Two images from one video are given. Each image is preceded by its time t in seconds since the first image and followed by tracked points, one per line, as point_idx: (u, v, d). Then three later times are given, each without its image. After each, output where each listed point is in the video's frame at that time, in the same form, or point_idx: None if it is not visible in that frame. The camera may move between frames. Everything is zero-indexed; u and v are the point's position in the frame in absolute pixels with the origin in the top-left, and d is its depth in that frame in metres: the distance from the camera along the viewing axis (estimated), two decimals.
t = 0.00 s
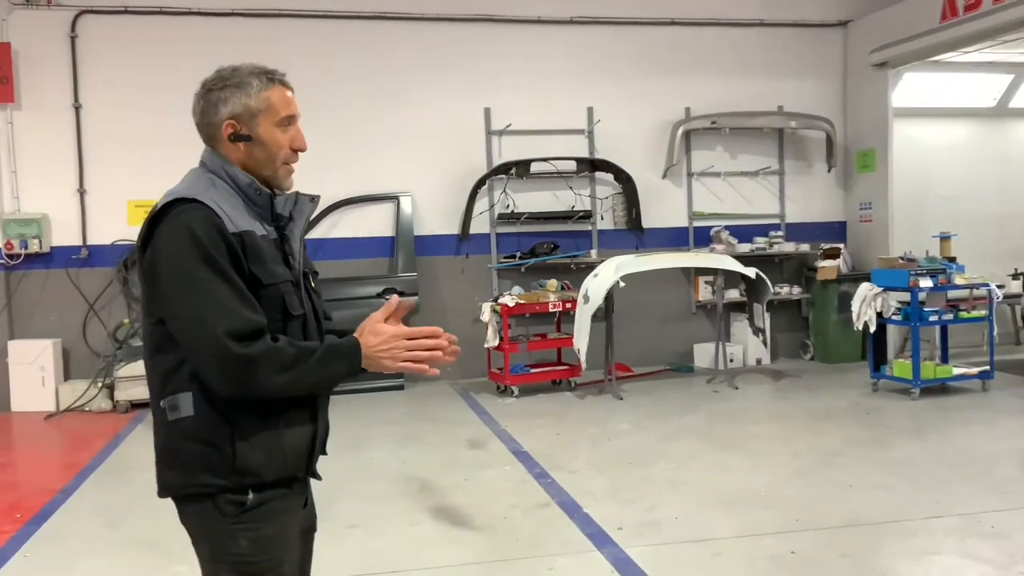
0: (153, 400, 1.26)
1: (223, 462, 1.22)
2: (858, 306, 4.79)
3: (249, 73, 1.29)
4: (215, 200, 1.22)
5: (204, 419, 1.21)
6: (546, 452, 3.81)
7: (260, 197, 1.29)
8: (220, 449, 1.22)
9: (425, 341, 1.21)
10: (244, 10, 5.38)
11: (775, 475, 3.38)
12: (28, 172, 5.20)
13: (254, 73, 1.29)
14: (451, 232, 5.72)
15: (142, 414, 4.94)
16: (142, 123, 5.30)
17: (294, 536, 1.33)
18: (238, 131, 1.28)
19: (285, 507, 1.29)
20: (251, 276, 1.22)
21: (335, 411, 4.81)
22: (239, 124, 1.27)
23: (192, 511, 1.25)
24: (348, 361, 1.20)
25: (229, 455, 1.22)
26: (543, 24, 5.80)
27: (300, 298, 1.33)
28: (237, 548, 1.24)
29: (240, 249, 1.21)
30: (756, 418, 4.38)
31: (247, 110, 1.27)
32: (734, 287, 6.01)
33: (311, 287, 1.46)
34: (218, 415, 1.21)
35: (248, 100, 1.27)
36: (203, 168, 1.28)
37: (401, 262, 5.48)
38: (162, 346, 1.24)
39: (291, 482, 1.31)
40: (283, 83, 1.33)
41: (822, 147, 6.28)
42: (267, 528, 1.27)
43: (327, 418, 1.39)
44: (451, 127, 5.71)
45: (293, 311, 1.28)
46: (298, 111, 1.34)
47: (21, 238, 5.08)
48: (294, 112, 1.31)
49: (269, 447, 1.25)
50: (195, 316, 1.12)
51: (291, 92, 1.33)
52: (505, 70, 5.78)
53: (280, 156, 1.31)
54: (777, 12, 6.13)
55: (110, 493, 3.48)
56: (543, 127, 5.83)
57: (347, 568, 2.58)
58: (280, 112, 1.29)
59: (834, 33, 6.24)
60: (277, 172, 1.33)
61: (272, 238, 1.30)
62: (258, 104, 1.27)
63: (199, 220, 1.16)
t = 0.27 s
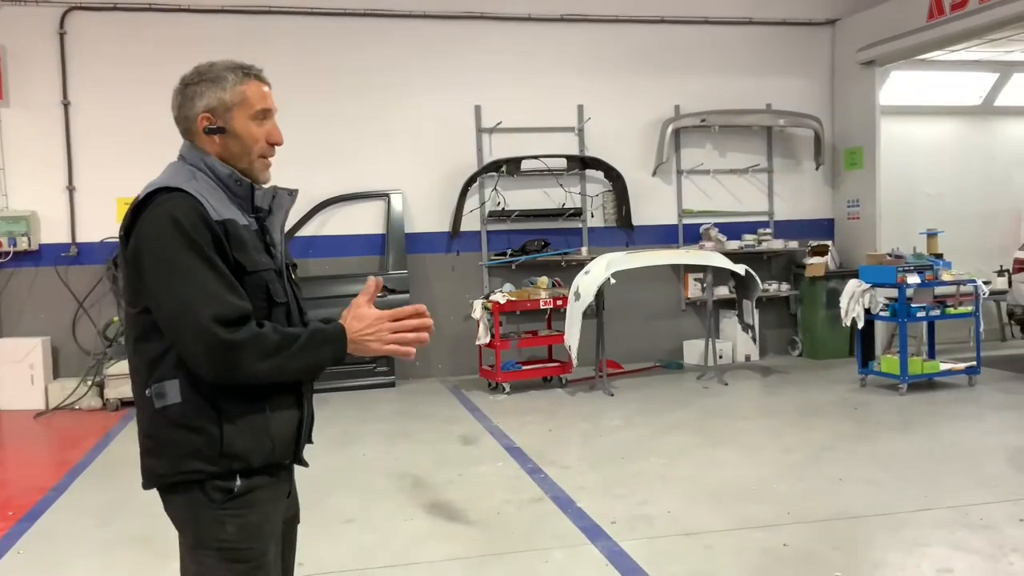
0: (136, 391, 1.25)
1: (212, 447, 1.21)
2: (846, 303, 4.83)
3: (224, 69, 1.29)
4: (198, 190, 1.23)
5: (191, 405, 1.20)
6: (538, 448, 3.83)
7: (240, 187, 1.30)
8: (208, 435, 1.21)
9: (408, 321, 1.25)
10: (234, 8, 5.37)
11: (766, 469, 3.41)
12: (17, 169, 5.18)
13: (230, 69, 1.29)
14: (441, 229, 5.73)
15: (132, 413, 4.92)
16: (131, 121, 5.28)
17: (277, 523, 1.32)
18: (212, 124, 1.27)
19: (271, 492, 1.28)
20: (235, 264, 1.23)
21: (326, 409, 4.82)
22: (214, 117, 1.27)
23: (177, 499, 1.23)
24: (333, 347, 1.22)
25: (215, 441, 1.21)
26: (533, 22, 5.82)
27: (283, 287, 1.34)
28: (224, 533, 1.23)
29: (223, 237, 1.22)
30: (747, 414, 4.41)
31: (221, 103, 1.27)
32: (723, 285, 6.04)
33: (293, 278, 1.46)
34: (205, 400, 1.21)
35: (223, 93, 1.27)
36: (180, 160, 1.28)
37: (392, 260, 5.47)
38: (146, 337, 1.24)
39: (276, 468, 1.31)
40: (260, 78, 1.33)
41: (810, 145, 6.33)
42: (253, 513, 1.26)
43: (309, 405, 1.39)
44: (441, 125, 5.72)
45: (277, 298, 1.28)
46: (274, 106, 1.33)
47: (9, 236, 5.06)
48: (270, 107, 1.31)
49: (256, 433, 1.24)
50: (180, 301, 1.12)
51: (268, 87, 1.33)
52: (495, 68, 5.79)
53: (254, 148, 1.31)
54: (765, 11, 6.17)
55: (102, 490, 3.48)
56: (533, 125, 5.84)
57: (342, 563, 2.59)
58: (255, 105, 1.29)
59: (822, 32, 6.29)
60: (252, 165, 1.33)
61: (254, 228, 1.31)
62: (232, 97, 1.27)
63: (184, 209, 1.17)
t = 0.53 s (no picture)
0: (139, 396, 1.23)
1: (225, 446, 1.20)
2: (844, 300, 4.87)
3: (191, 59, 1.27)
4: (185, 185, 1.20)
5: (202, 405, 1.19)
6: (537, 446, 3.84)
7: (224, 180, 1.27)
8: (222, 434, 1.20)
9: (407, 296, 1.28)
10: (232, 7, 5.37)
11: (765, 467, 3.42)
12: (15, 168, 5.18)
13: (198, 59, 1.27)
14: (440, 228, 5.74)
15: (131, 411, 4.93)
16: (130, 119, 5.28)
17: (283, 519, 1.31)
18: (180, 116, 1.25)
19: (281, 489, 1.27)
20: (231, 258, 1.21)
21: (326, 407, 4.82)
22: (181, 108, 1.25)
23: (187, 501, 1.22)
24: (338, 329, 1.23)
25: (228, 440, 1.20)
26: (531, 21, 5.83)
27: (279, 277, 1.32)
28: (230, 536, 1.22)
29: (218, 232, 1.19)
30: (745, 412, 4.43)
31: (188, 94, 1.25)
32: (720, 284, 6.06)
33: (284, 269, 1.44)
34: (214, 399, 1.20)
35: (190, 84, 1.25)
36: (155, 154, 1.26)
37: (391, 259, 5.44)
38: (142, 338, 1.21)
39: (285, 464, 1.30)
40: (230, 68, 1.30)
41: (807, 144, 6.34)
42: (261, 512, 1.25)
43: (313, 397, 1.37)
44: (439, 124, 5.72)
45: (275, 289, 1.27)
46: (244, 96, 1.30)
47: (8, 234, 5.06)
48: (239, 98, 1.29)
49: (268, 429, 1.23)
50: (184, 301, 1.10)
51: (238, 77, 1.30)
52: (493, 67, 5.80)
53: (223, 140, 1.28)
54: (763, 11, 6.19)
55: (102, 488, 3.48)
56: (532, 124, 5.85)
57: (344, 560, 2.60)
58: (222, 96, 1.26)
59: (820, 31, 6.31)
60: (223, 158, 1.30)
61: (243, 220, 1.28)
62: (198, 88, 1.25)
63: (177, 206, 1.14)
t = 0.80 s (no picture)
0: (131, 410, 1.19)
1: (221, 459, 1.15)
2: (847, 302, 4.87)
3: (156, 55, 1.22)
4: (166, 189, 1.15)
5: (196, 417, 1.14)
6: (541, 447, 3.84)
7: (207, 180, 1.22)
8: (217, 447, 1.15)
9: (405, 299, 1.24)
10: (237, 8, 5.39)
11: (769, 468, 3.43)
12: (20, 168, 5.19)
13: (164, 54, 1.22)
14: (443, 230, 5.75)
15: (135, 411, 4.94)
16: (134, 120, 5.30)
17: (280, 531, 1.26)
18: (149, 115, 1.21)
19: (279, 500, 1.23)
20: (218, 263, 1.16)
21: (329, 408, 4.83)
22: (149, 107, 1.21)
23: (181, 514, 1.17)
24: (335, 333, 1.19)
25: (224, 451, 1.15)
26: (535, 23, 5.84)
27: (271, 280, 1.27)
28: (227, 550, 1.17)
29: (202, 236, 1.15)
30: (748, 413, 4.43)
31: (153, 92, 1.20)
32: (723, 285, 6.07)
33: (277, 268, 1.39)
34: (208, 409, 1.15)
35: (155, 81, 1.20)
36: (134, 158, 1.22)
37: (394, 259, 5.46)
38: (132, 350, 1.17)
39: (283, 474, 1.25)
40: (200, 58, 1.24)
41: (810, 146, 6.35)
42: (257, 526, 1.20)
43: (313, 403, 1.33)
44: (443, 125, 5.74)
45: (267, 292, 1.22)
46: (216, 86, 1.24)
47: (13, 234, 5.07)
48: (208, 89, 1.22)
49: (267, 438, 1.19)
50: (168, 311, 1.07)
51: (209, 68, 1.24)
52: (497, 69, 5.80)
53: (195, 136, 1.22)
54: (766, 13, 6.20)
55: (106, 487, 3.49)
56: (535, 126, 5.86)
57: (349, 559, 2.61)
58: (187, 90, 1.21)
59: (823, 34, 6.31)
60: (200, 155, 1.24)
61: (229, 221, 1.24)
62: (161, 84, 1.20)
63: (157, 212, 1.10)
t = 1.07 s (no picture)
0: (123, 420, 1.16)
1: (212, 474, 1.12)
2: (852, 305, 4.86)
3: (145, 54, 1.20)
4: (154, 194, 1.11)
5: (184, 429, 1.11)
6: (545, 449, 3.84)
7: (198, 184, 1.19)
8: (207, 461, 1.12)
9: (400, 318, 1.19)
10: (243, 10, 5.40)
11: (773, 471, 3.42)
12: (27, 169, 5.21)
13: (152, 52, 1.21)
14: (448, 231, 5.76)
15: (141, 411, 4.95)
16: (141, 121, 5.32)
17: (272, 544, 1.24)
18: (138, 116, 1.19)
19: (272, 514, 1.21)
20: (207, 271, 1.13)
21: (334, 409, 4.84)
22: (138, 108, 1.19)
23: (171, 528, 1.14)
24: (327, 349, 1.14)
25: (215, 466, 1.12)
26: (540, 25, 5.85)
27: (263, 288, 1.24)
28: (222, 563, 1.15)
29: (190, 244, 1.12)
30: (753, 416, 4.42)
31: (141, 91, 1.18)
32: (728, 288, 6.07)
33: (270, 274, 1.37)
34: (199, 422, 1.12)
35: (143, 80, 1.19)
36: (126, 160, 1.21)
37: (399, 260, 5.48)
38: (120, 360, 1.14)
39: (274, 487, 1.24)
40: (190, 56, 1.22)
41: (816, 148, 6.35)
42: (253, 539, 1.18)
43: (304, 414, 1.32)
44: (448, 127, 5.74)
45: (258, 302, 1.19)
46: (205, 84, 1.21)
47: (20, 235, 5.09)
48: (195, 86, 1.19)
49: (259, 452, 1.17)
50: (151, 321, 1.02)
51: (198, 65, 1.21)
52: (502, 71, 5.81)
53: (184, 136, 1.20)
54: (772, 15, 6.20)
55: (112, 488, 3.50)
56: (540, 128, 5.87)
57: (354, 560, 2.61)
58: (173, 87, 1.18)
59: (829, 36, 6.32)
60: (191, 156, 1.22)
61: (221, 226, 1.21)
62: (148, 83, 1.18)
63: (142, 219, 1.06)
